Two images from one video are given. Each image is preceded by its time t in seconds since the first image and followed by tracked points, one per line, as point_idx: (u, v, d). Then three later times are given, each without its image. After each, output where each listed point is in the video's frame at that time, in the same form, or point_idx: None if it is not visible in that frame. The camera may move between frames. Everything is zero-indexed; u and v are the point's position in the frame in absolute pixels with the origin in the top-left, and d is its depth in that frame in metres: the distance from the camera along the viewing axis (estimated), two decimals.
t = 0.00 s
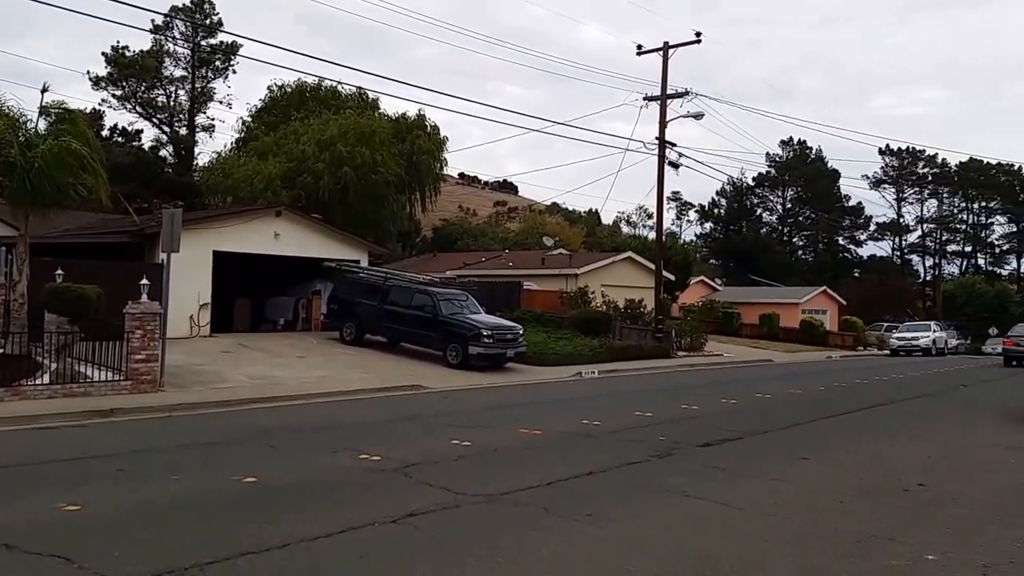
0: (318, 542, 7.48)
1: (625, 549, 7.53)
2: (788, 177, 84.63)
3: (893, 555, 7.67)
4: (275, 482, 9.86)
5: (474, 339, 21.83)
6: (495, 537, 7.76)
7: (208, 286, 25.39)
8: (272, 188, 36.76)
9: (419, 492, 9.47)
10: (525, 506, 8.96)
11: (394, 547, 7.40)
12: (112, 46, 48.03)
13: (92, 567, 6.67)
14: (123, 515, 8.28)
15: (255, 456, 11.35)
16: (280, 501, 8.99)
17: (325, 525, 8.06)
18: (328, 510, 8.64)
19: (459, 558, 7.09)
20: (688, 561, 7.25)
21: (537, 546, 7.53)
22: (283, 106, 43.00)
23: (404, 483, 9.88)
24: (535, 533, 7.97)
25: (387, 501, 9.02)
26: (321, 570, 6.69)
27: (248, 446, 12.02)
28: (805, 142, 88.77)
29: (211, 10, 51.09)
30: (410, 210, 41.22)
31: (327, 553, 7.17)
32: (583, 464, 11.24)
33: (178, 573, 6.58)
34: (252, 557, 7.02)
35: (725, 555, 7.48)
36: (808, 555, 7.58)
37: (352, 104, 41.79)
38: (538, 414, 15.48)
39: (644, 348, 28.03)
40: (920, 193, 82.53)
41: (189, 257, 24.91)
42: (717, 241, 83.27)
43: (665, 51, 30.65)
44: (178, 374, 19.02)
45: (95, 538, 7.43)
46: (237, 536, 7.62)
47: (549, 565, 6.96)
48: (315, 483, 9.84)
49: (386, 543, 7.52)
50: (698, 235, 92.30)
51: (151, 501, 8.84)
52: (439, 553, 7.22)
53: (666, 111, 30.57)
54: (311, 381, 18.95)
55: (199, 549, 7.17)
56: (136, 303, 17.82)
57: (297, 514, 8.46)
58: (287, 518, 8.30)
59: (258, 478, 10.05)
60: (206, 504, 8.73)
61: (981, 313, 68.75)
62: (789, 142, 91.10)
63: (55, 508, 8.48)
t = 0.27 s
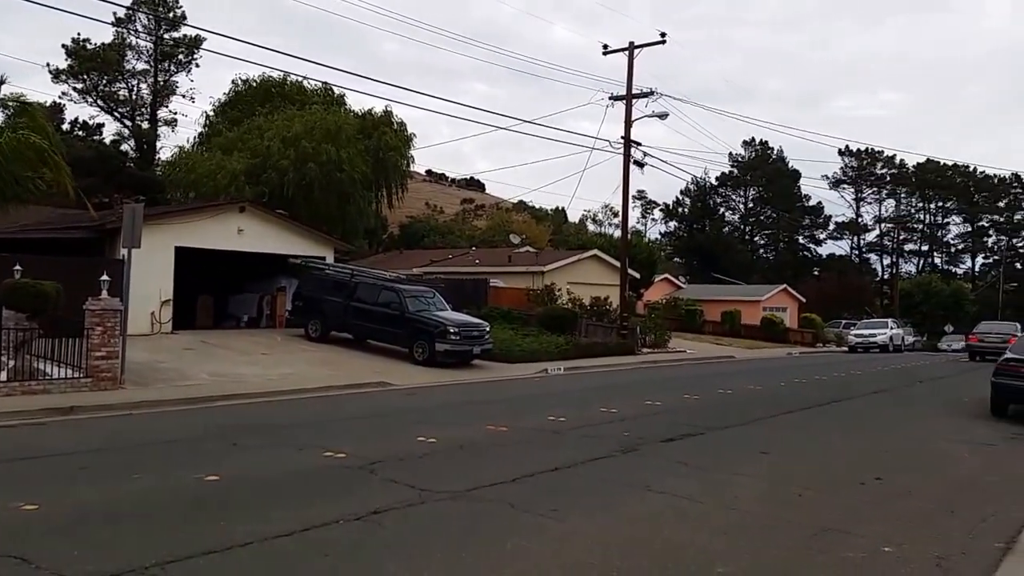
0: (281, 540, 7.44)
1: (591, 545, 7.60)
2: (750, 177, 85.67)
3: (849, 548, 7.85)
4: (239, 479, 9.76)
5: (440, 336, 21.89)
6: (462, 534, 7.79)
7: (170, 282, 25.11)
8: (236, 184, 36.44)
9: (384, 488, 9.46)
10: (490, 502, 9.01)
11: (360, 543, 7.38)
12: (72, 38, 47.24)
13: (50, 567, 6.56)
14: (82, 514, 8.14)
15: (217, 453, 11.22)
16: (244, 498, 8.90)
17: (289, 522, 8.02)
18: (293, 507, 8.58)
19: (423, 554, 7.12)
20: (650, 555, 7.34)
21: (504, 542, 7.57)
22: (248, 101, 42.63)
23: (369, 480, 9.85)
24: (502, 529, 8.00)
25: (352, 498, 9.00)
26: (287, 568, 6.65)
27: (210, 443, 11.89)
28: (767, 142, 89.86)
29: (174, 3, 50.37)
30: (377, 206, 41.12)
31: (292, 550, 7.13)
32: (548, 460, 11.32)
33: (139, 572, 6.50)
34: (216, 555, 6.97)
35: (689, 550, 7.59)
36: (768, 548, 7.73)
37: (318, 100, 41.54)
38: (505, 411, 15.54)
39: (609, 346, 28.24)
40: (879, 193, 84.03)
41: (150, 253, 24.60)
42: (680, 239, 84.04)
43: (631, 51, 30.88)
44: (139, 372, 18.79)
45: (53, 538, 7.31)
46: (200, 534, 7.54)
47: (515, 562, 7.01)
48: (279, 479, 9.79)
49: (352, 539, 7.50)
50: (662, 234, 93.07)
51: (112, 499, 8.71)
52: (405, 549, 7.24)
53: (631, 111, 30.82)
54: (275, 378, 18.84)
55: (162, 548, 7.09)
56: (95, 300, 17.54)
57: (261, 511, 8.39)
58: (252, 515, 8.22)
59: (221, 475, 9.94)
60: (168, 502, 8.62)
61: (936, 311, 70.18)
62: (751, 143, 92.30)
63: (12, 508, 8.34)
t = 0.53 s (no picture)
0: (243, 538, 7.43)
1: (556, 541, 7.70)
2: (713, 176, 86.46)
3: (807, 542, 8.05)
4: (201, 477, 9.69)
5: (406, 333, 21.88)
6: (428, 530, 7.84)
7: (130, 279, 24.81)
8: (199, 179, 36.07)
9: (348, 485, 9.46)
10: (454, 499, 9.06)
11: (323, 541, 7.40)
12: (30, 29, 46.37)
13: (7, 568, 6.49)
14: (42, 514, 8.05)
15: (178, 451, 11.13)
16: (206, 496, 8.86)
17: (251, 520, 7.98)
18: (257, 505, 8.56)
19: (386, 552, 7.16)
20: (611, 551, 7.45)
21: (469, 538, 7.64)
22: (211, 95, 42.17)
23: (332, 477, 9.85)
24: (467, 525, 8.06)
25: (316, 495, 8.98)
26: (251, 567, 6.65)
27: (172, 441, 11.78)
28: (730, 142, 90.77)
29: None
30: (343, 202, 40.89)
31: (257, 549, 7.14)
32: (513, 456, 11.40)
33: (97, 572, 6.45)
34: (179, 553, 6.95)
35: (651, 544, 7.73)
36: (729, 543, 7.91)
37: (283, 94, 41.19)
38: (470, 407, 15.61)
39: (574, 342, 28.42)
40: (837, 193, 85.06)
41: (109, 248, 24.26)
42: (644, 237, 84.65)
43: (596, 50, 31.06)
44: (99, 369, 18.56)
45: (10, 539, 7.22)
46: (162, 533, 7.50)
47: (480, 558, 7.08)
48: (240, 477, 9.71)
49: (317, 537, 7.51)
50: (627, 232, 93.67)
51: (71, 499, 8.62)
52: (368, 547, 7.28)
53: (597, 110, 31.01)
54: (238, 376, 18.74)
55: (123, 548, 7.04)
56: (54, 296, 17.29)
57: (224, 509, 8.36)
58: (215, 514, 8.19)
59: (182, 473, 9.86)
60: (130, 501, 8.55)
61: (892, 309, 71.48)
62: (713, 142, 93.24)
63: None
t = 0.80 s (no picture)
0: (205, 536, 7.40)
1: (520, 536, 7.76)
2: (677, 175, 87.15)
3: (766, 535, 8.20)
4: (162, 476, 9.60)
5: (372, 330, 21.84)
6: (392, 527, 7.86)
7: (90, 275, 24.47)
8: (161, 174, 35.64)
9: (312, 483, 9.44)
10: (419, 495, 9.09)
11: (287, 539, 7.39)
12: None
13: None
14: None
15: (139, 450, 11.02)
16: (168, 495, 8.80)
17: (213, 519, 7.95)
18: (220, 504, 8.52)
19: (351, 549, 7.18)
20: (574, 546, 7.54)
21: (433, 534, 7.69)
22: (173, 89, 41.67)
23: (296, 475, 9.83)
24: (431, 522, 8.10)
25: (280, 493, 8.96)
26: (214, 566, 6.63)
27: (133, 439, 11.67)
28: (693, 142, 91.54)
29: None
30: (307, 199, 40.62)
31: (220, 547, 7.11)
32: (478, 453, 11.46)
33: (56, 572, 6.40)
34: (141, 553, 6.90)
35: (615, 539, 7.83)
36: (691, 536, 8.03)
37: (247, 89, 40.82)
38: (436, 404, 15.63)
39: (540, 339, 28.54)
40: (798, 193, 86.28)
41: (68, 243, 23.90)
42: (609, 235, 85.12)
43: (562, 49, 31.19)
44: (58, 366, 18.30)
45: None
46: (123, 532, 7.45)
47: (445, 554, 7.12)
48: (202, 476, 9.66)
49: (281, 536, 7.50)
50: (593, 230, 94.13)
51: (30, 498, 8.52)
52: (332, 544, 7.29)
53: (563, 108, 31.14)
54: (201, 373, 18.58)
55: (83, 547, 6.99)
56: (11, 292, 17.02)
57: (186, 508, 8.31)
58: (178, 512, 8.14)
59: (143, 472, 9.77)
60: (90, 500, 8.47)
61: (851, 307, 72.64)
62: (677, 142, 93.99)
63: None
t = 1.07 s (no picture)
0: (167, 536, 7.35)
1: (485, 533, 7.80)
2: (642, 173, 87.66)
3: (727, 530, 8.33)
4: (122, 475, 9.48)
5: (338, 327, 21.76)
6: (355, 526, 7.85)
7: (50, 271, 24.06)
8: (123, 169, 35.16)
9: (275, 482, 9.40)
10: (383, 493, 9.10)
11: (251, 538, 7.36)
12: None
13: None
14: None
15: (98, 449, 10.87)
16: (127, 494, 8.70)
17: (174, 519, 7.89)
18: (180, 503, 8.44)
19: (315, 548, 7.17)
20: (538, 542, 7.59)
21: (398, 532, 7.70)
22: (135, 83, 41.14)
23: (259, 473, 9.78)
24: (394, 519, 8.11)
25: (243, 492, 8.91)
26: (174, 566, 6.59)
27: (92, 439, 11.50)
28: (658, 141, 92.13)
29: None
30: (271, 195, 40.28)
31: (180, 547, 7.06)
32: (444, 450, 11.47)
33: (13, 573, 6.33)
34: (99, 553, 6.84)
35: (579, 535, 7.91)
36: (654, 531, 8.13)
37: (210, 84, 40.38)
38: (400, 401, 15.60)
39: (506, 337, 28.59)
40: (759, 193, 87.22)
41: (27, 239, 23.50)
42: (575, 233, 85.42)
43: (528, 47, 31.25)
44: (15, 364, 18.01)
45: None
46: (81, 533, 7.36)
47: (409, 552, 7.14)
48: (164, 475, 9.57)
49: (243, 535, 7.47)
50: (559, 228, 94.39)
51: None
52: (295, 543, 7.28)
53: (529, 106, 31.20)
54: (163, 371, 18.39)
55: (40, 548, 6.90)
56: None
57: (145, 507, 8.23)
58: (134, 512, 8.05)
59: (102, 471, 9.67)
60: (46, 501, 8.34)
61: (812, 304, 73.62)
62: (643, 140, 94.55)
63: None
